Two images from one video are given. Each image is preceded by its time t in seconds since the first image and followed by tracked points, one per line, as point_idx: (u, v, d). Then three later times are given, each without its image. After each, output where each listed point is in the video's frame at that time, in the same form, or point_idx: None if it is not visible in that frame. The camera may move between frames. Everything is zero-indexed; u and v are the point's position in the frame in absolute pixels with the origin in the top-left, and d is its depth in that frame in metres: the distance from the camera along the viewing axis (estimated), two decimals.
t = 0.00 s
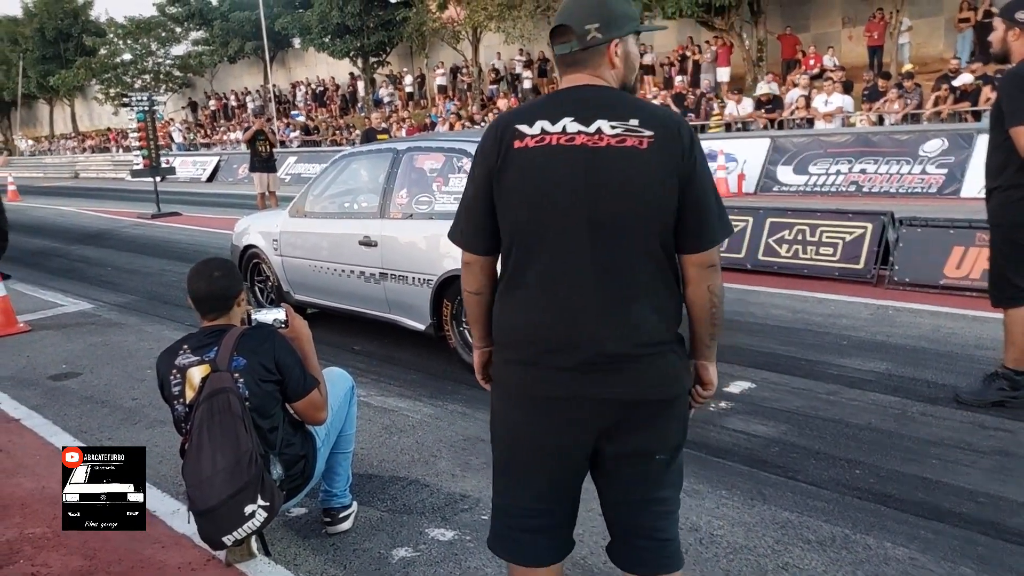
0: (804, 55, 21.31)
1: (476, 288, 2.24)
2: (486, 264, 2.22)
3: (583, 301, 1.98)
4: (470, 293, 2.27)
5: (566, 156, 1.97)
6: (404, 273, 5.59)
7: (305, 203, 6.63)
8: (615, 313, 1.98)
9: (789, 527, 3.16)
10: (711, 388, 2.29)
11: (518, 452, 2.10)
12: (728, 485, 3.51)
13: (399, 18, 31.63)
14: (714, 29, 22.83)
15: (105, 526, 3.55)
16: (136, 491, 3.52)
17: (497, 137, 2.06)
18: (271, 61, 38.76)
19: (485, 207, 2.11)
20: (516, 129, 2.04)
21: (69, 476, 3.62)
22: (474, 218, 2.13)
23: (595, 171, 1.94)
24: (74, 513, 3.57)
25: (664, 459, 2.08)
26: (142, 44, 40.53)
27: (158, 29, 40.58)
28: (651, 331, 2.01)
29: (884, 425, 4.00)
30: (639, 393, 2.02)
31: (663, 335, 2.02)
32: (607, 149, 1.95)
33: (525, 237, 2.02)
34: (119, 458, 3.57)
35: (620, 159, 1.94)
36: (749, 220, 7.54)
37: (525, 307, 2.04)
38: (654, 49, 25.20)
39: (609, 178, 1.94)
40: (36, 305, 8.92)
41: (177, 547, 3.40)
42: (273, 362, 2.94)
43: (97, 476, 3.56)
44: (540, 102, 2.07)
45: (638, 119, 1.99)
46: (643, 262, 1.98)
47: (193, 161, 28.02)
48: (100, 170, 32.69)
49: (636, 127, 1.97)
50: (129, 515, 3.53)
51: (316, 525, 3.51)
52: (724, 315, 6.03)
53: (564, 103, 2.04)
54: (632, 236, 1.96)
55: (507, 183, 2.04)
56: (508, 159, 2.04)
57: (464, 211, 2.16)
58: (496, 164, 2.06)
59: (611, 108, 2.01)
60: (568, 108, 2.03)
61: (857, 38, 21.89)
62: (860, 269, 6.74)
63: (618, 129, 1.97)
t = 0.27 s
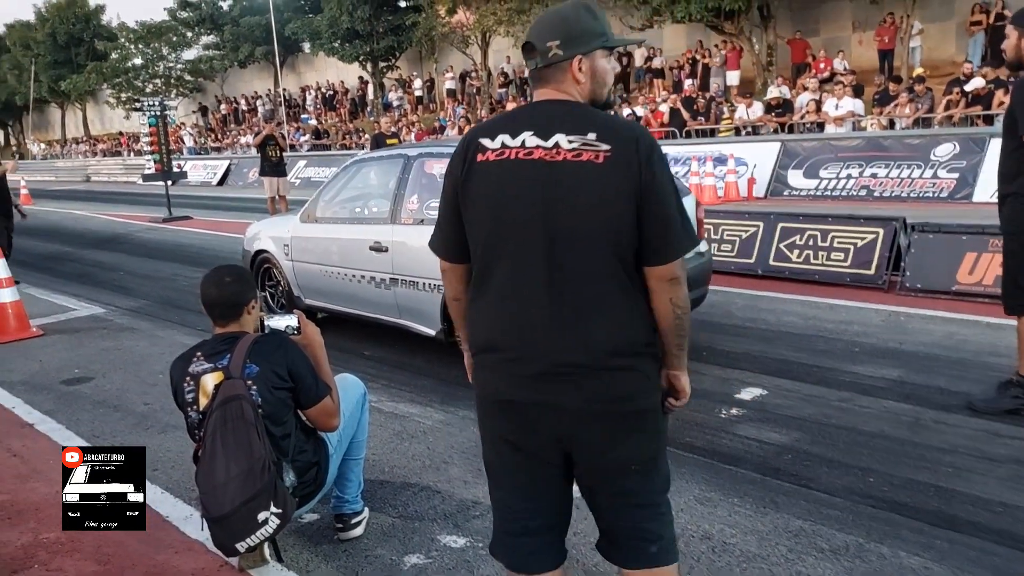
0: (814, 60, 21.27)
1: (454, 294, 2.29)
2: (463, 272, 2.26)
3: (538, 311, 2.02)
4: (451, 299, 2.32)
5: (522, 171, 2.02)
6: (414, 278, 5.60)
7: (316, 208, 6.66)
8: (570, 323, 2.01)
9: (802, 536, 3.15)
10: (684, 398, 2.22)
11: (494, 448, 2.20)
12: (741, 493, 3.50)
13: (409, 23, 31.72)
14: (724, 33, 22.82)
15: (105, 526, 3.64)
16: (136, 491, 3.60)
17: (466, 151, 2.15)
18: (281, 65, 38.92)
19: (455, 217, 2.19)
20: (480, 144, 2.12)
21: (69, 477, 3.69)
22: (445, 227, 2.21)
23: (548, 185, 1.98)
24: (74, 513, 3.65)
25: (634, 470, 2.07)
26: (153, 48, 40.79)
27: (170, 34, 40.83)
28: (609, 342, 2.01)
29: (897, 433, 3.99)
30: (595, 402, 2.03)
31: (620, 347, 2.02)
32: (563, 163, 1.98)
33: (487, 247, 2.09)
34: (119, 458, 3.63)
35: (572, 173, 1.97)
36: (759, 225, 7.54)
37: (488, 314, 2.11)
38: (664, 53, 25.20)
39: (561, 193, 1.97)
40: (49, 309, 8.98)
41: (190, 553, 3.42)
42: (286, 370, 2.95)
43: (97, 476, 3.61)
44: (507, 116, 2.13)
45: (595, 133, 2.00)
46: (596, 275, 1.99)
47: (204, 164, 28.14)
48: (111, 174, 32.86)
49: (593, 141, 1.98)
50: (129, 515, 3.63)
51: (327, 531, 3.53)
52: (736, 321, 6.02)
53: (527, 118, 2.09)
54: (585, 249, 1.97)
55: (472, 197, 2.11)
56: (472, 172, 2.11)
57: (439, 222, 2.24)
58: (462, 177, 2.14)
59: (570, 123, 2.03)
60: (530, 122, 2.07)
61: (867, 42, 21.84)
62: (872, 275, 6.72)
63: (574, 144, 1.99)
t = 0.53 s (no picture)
0: (835, 65, 21.15)
1: (458, 306, 2.27)
2: (468, 285, 2.26)
3: (540, 324, 2.02)
4: (455, 312, 2.30)
5: (526, 185, 2.02)
6: (433, 285, 5.61)
7: (337, 213, 6.69)
8: (573, 336, 2.01)
9: (823, 551, 3.12)
10: (694, 409, 2.24)
11: (503, 460, 2.21)
12: (761, 506, 3.47)
13: (429, 27, 31.84)
14: (744, 38, 22.75)
15: (105, 526, 3.70)
16: (136, 491, 3.61)
17: (470, 165, 2.15)
18: (302, 68, 39.17)
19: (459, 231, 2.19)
20: (484, 158, 2.12)
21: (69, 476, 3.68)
22: (450, 240, 2.20)
23: (552, 200, 1.98)
24: (74, 512, 3.68)
25: (642, 481, 2.07)
26: (176, 51, 41.21)
27: (192, 37, 41.23)
28: (613, 355, 2.01)
29: (920, 446, 3.94)
30: (600, 415, 2.02)
31: (623, 360, 2.01)
32: (565, 177, 1.98)
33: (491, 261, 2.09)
34: (118, 458, 3.59)
35: (575, 187, 1.97)
36: (780, 233, 7.50)
37: (492, 327, 2.11)
38: (684, 57, 25.15)
39: (561, 207, 1.97)
40: (72, 311, 9.07)
41: (210, 559, 3.44)
42: (307, 377, 2.97)
43: (97, 476, 3.59)
44: (510, 130, 2.12)
45: (597, 147, 1.99)
46: (599, 288, 1.98)
47: (225, 167, 28.37)
48: (133, 175, 33.21)
49: (596, 154, 1.98)
50: (129, 514, 3.66)
51: (346, 539, 3.54)
52: (756, 331, 5.99)
53: (529, 131, 2.08)
54: (588, 262, 1.97)
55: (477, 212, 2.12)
56: (477, 186, 2.12)
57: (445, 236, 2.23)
58: (467, 190, 2.14)
59: (572, 135, 2.03)
60: (532, 136, 2.07)
61: (890, 48, 21.69)
62: (894, 285, 6.66)
63: (577, 157, 1.99)
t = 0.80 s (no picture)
0: (866, 74, 20.95)
1: (496, 325, 2.19)
2: (506, 303, 2.18)
3: (596, 346, 1.99)
4: (488, 331, 2.23)
5: (585, 205, 1.97)
6: (460, 292, 5.60)
7: (365, 219, 6.72)
8: (628, 357, 1.99)
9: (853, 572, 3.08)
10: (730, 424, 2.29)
11: (542, 482, 2.15)
12: (789, 525, 3.43)
13: (457, 32, 31.96)
14: (774, 46, 22.62)
15: (105, 525, 3.85)
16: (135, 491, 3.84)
17: (517, 183, 2.06)
18: (330, 71, 39.46)
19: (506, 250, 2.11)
20: (536, 175, 2.04)
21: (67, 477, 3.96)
22: (493, 260, 2.12)
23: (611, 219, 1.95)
24: (74, 513, 3.86)
25: (686, 501, 2.08)
26: (206, 53, 41.70)
27: (223, 39, 41.72)
28: (668, 375, 2.00)
29: (952, 466, 3.88)
30: (655, 435, 2.01)
31: (678, 379, 2.01)
32: (626, 197, 1.96)
33: (544, 282, 2.03)
34: (118, 458, 3.91)
35: (637, 208, 1.95)
36: (810, 245, 7.44)
37: (544, 349, 2.05)
38: (712, 65, 25.04)
39: (623, 227, 1.95)
40: (101, 310, 9.18)
41: (234, 565, 3.46)
42: (335, 387, 2.97)
43: (97, 476, 3.88)
44: (561, 146, 2.06)
45: (656, 165, 1.98)
46: (656, 307, 1.97)
47: (253, 168, 28.63)
48: (163, 175, 33.61)
49: (654, 173, 1.97)
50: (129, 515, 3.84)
51: (371, 548, 3.54)
52: (785, 344, 5.94)
53: (582, 148, 2.03)
54: (647, 281, 1.96)
55: (527, 230, 2.05)
56: (528, 205, 2.04)
57: (485, 253, 2.14)
58: (516, 208, 2.06)
59: (628, 154, 2.00)
60: (586, 154, 2.02)
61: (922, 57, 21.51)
62: (925, 300, 6.58)
63: (636, 176, 1.97)
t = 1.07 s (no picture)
0: (889, 88, 20.80)
1: (537, 354, 2.13)
2: (547, 332, 2.11)
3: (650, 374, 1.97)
4: (526, 359, 2.16)
5: (642, 234, 1.95)
6: (479, 304, 5.59)
7: (385, 228, 6.71)
8: (681, 383, 1.99)
9: None
10: (756, 438, 2.36)
11: (581, 513, 2.10)
12: (811, 551, 3.39)
13: (478, 39, 32.04)
14: (796, 58, 22.51)
15: (104, 525, 3.96)
16: (135, 492, 3.99)
17: (567, 209, 2.00)
18: (351, 75, 39.66)
19: (554, 278, 2.04)
20: (588, 202, 1.99)
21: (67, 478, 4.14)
22: (539, 289, 2.05)
23: (669, 247, 1.94)
24: (74, 513, 3.98)
25: (724, 521, 2.12)
26: (229, 55, 42.06)
27: (245, 42, 42.09)
28: (716, 400, 2.03)
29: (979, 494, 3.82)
30: (706, 459, 2.02)
31: (724, 403, 2.05)
32: (683, 225, 1.95)
33: (596, 312, 1.99)
34: (117, 459, 4.21)
35: (694, 236, 1.95)
36: (832, 262, 7.39)
37: (594, 378, 2.01)
38: (733, 76, 24.94)
39: (680, 256, 1.95)
40: (121, 312, 9.24)
41: None
42: (354, 402, 2.95)
43: (96, 474, 4.13)
44: (610, 171, 2.02)
45: (707, 192, 1.99)
46: (705, 333, 2.00)
47: (272, 170, 28.79)
48: (183, 175, 33.87)
49: (707, 200, 1.98)
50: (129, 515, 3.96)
51: (387, 563, 3.53)
52: (806, 364, 5.89)
53: (634, 174, 2.00)
54: (699, 308, 1.98)
55: (578, 258, 2.00)
56: (581, 232, 1.99)
57: (529, 280, 2.06)
58: (566, 235, 2.00)
59: (680, 181, 1.99)
60: (640, 180, 1.99)
61: (946, 72, 21.33)
62: (949, 321, 6.50)
63: (690, 203, 1.97)
